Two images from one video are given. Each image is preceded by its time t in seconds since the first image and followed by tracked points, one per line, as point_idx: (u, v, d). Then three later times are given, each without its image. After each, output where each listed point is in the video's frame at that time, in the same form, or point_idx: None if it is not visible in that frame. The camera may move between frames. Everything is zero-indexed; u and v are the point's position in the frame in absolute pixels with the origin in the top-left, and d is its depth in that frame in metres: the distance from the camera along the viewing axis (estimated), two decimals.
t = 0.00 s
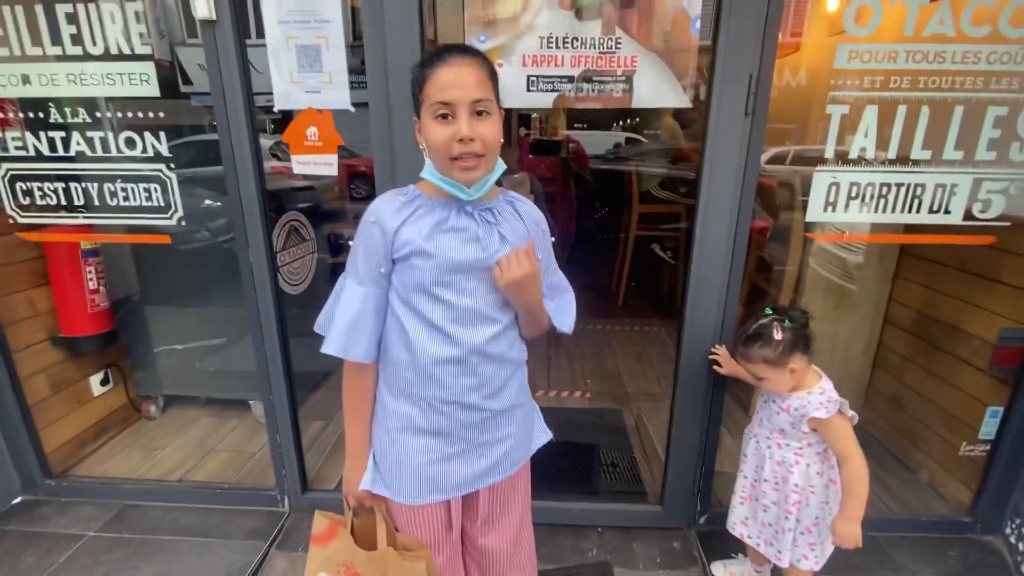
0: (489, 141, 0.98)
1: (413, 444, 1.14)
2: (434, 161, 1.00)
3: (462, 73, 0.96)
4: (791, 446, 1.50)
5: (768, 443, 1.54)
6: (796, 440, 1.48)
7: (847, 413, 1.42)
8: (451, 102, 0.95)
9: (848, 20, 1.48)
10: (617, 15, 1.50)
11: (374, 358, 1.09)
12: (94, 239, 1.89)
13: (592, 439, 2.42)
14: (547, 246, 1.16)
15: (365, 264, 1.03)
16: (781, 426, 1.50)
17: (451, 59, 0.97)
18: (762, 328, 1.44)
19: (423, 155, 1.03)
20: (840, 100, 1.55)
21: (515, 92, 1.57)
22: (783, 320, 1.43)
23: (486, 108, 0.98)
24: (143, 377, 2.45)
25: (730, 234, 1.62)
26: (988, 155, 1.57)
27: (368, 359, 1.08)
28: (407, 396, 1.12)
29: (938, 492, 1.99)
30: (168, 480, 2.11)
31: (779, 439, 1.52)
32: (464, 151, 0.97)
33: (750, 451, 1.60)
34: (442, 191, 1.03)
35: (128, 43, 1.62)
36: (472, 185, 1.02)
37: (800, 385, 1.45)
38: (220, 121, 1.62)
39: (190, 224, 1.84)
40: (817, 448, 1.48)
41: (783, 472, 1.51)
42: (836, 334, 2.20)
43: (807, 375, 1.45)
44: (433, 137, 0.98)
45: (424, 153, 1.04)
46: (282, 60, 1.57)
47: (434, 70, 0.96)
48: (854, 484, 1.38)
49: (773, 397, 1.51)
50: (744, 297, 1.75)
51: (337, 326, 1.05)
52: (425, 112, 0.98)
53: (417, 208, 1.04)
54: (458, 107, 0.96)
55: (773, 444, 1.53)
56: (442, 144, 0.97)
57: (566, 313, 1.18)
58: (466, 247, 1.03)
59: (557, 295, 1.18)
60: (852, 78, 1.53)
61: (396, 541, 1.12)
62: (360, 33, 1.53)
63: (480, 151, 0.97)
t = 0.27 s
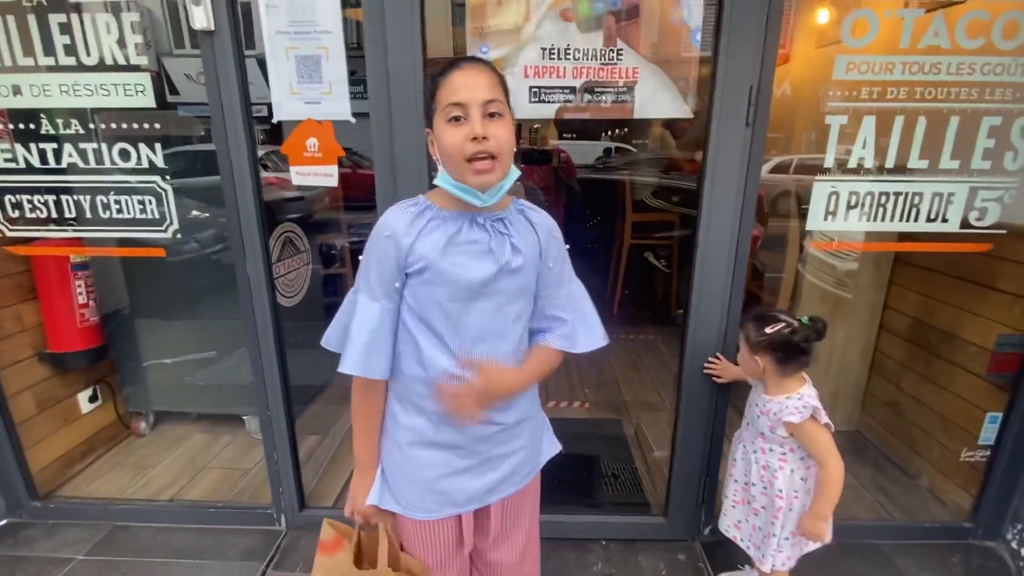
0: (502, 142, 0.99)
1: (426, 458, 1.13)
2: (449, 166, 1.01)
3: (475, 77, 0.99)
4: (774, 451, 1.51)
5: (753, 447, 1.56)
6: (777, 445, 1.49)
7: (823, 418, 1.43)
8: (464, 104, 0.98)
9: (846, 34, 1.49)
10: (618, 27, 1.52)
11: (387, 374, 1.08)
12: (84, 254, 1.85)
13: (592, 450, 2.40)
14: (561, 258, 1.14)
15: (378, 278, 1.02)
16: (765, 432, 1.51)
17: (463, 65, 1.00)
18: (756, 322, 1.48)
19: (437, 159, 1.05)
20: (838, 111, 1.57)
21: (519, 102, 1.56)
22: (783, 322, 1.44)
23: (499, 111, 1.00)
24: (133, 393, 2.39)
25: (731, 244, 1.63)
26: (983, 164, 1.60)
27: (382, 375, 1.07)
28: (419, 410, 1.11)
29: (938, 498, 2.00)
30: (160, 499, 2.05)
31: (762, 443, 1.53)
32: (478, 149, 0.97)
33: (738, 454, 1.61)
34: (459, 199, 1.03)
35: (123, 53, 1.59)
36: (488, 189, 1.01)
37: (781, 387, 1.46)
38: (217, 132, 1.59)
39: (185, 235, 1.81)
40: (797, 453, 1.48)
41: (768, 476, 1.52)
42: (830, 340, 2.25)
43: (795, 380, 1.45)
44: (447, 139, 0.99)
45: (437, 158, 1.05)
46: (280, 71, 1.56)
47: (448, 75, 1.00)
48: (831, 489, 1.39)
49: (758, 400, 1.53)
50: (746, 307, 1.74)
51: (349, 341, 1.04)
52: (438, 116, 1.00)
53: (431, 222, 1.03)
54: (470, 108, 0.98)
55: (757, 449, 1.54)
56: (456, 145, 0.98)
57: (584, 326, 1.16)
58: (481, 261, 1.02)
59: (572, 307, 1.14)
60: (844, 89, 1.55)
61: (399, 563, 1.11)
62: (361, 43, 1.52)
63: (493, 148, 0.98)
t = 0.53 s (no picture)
0: (492, 152, 0.97)
1: (426, 463, 1.10)
2: (438, 163, 1.00)
3: (483, 81, 0.96)
4: (761, 454, 1.51)
5: (741, 450, 1.57)
6: (764, 448, 1.50)
7: (810, 424, 1.42)
8: (465, 105, 0.96)
9: (838, 38, 1.53)
10: (613, 28, 1.51)
11: (386, 378, 1.05)
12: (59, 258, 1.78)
13: (585, 451, 2.39)
14: (564, 260, 1.12)
15: (376, 281, 0.99)
16: (751, 434, 1.52)
17: (476, 66, 0.98)
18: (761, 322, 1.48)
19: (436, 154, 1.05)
20: (830, 114, 1.58)
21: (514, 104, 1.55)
22: (788, 324, 1.45)
23: (498, 119, 0.97)
24: (112, 402, 2.31)
25: (726, 244, 1.64)
26: (968, 167, 1.64)
27: (382, 379, 1.04)
28: (420, 414, 1.09)
29: (924, 493, 2.05)
30: (143, 511, 1.98)
31: (750, 446, 1.54)
32: (463, 154, 0.96)
33: (727, 456, 1.62)
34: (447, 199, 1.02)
35: (101, 50, 1.53)
36: (472, 195, 1.00)
37: (777, 388, 1.46)
38: (202, 134, 1.54)
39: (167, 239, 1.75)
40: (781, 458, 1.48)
41: (754, 479, 1.53)
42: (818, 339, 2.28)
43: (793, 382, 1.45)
44: (440, 137, 0.99)
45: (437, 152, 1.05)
46: (268, 70, 1.52)
47: (460, 73, 0.99)
48: (808, 495, 1.38)
49: (749, 403, 1.54)
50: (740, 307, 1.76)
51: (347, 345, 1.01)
52: (442, 112, 1.00)
53: (430, 223, 1.01)
54: (468, 111, 0.96)
55: (744, 451, 1.55)
56: (447, 144, 0.97)
57: (591, 322, 1.18)
58: (480, 262, 0.99)
59: (580, 305, 1.16)
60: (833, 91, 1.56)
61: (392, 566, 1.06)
62: (352, 42, 1.48)
63: (479, 156, 0.95)
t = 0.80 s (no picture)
0: (500, 152, 0.97)
1: (418, 451, 1.10)
2: (443, 154, 1.00)
3: (495, 79, 0.95)
4: (739, 442, 1.55)
5: (721, 438, 1.60)
6: (742, 436, 1.54)
7: (783, 409, 1.47)
8: (475, 103, 0.95)
9: (816, 33, 1.58)
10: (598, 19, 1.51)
11: (382, 361, 1.06)
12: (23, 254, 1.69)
13: (568, 441, 2.42)
14: (561, 252, 1.14)
15: (375, 265, 1.00)
16: (729, 422, 1.57)
17: (491, 62, 0.97)
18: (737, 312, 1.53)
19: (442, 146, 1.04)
20: (808, 107, 1.66)
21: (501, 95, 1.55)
22: (762, 312, 1.48)
23: (509, 119, 0.97)
24: (80, 403, 2.23)
25: (709, 235, 1.68)
26: (936, 159, 1.71)
27: (377, 361, 1.06)
28: (414, 402, 1.09)
29: (892, 473, 2.14)
30: (118, 514, 1.92)
31: (728, 434, 1.58)
32: (469, 151, 0.96)
33: (707, 445, 1.66)
34: (449, 190, 1.03)
35: (66, 34, 1.46)
36: (474, 190, 1.00)
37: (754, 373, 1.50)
38: (178, 125, 1.49)
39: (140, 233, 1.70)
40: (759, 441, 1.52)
41: (733, 467, 1.57)
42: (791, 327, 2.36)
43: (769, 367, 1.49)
44: (447, 129, 0.98)
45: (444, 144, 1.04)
46: (245, 57, 1.47)
47: (472, 67, 0.97)
48: (783, 480, 1.43)
49: (728, 391, 1.58)
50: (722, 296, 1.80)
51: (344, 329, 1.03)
52: (451, 106, 0.99)
53: (430, 212, 1.01)
54: (478, 108, 0.95)
55: (723, 439, 1.59)
56: (455, 142, 0.96)
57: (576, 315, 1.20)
58: (477, 252, 0.99)
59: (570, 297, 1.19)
60: (809, 86, 1.63)
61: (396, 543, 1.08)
62: (335, 30, 1.45)
63: (485, 155, 0.95)
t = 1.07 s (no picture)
0: (510, 143, 0.99)
1: (414, 438, 1.12)
2: (452, 147, 1.01)
3: (502, 72, 0.97)
4: (704, 422, 1.62)
5: (687, 418, 1.67)
6: (706, 415, 1.61)
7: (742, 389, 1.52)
8: (484, 95, 0.96)
9: (785, 29, 1.65)
10: (578, 13, 1.53)
11: (379, 349, 1.08)
12: None
13: (549, 429, 2.46)
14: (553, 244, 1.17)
15: (374, 256, 1.01)
16: (694, 403, 1.64)
17: (494, 55, 0.98)
18: (700, 300, 1.62)
19: (445, 138, 1.04)
20: (778, 101, 1.72)
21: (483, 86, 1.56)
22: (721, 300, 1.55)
23: (515, 111, 0.99)
24: (44, 407, 2.14)
25: (685, 223, 1.74)
26: (895, 151, 1.82)
27: (375, 349, 1.08)
28: (410, 390, 1.10)
29: (855, 448, 2.27)
30: (92, 519, 1.88)
31: (694, 414, 1.65)
32: (482, 144, 0.97)
33: (676, 425, 1.73)
34: (456, 181, 1.03)
35: (27, 20, 1.42)
36: (484, 181, 1.03)
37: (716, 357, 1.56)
38: (149, 116, 1.44)
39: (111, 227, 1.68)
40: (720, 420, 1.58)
41: (699, 446, 1.64)
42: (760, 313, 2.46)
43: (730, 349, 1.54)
44: (456, 122, 0.98)
45: (445, 136, 1.04)
46: (220, 46, 1.44)
47: (477, 59, 0.98)
48: (740, 457, 1.50)
49: (693, 373, 1.65)
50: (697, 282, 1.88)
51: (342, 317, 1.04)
52: (457, 97, 0.99)
53: (429, 202, 1.02)
54: (487, 100, 0.97)
55: (690, 419, 1.66)
56: (466, 134, 0.97)
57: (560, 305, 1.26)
58: (475, 242, 1.01)
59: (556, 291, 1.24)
60: (783, 79, 1.70)
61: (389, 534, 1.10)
62: (314, 20, 1.43)
63: (498, 147, 0.98)
